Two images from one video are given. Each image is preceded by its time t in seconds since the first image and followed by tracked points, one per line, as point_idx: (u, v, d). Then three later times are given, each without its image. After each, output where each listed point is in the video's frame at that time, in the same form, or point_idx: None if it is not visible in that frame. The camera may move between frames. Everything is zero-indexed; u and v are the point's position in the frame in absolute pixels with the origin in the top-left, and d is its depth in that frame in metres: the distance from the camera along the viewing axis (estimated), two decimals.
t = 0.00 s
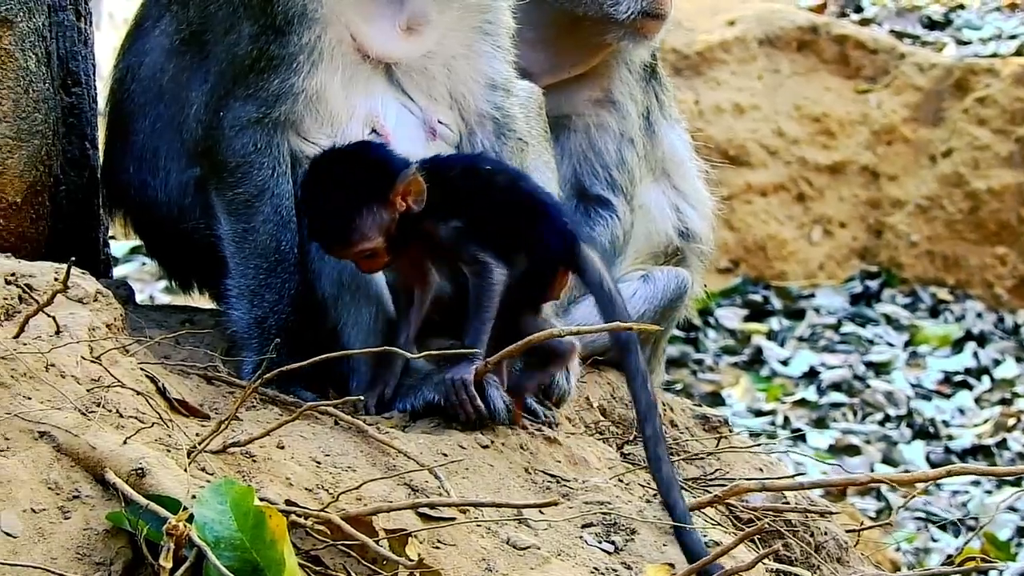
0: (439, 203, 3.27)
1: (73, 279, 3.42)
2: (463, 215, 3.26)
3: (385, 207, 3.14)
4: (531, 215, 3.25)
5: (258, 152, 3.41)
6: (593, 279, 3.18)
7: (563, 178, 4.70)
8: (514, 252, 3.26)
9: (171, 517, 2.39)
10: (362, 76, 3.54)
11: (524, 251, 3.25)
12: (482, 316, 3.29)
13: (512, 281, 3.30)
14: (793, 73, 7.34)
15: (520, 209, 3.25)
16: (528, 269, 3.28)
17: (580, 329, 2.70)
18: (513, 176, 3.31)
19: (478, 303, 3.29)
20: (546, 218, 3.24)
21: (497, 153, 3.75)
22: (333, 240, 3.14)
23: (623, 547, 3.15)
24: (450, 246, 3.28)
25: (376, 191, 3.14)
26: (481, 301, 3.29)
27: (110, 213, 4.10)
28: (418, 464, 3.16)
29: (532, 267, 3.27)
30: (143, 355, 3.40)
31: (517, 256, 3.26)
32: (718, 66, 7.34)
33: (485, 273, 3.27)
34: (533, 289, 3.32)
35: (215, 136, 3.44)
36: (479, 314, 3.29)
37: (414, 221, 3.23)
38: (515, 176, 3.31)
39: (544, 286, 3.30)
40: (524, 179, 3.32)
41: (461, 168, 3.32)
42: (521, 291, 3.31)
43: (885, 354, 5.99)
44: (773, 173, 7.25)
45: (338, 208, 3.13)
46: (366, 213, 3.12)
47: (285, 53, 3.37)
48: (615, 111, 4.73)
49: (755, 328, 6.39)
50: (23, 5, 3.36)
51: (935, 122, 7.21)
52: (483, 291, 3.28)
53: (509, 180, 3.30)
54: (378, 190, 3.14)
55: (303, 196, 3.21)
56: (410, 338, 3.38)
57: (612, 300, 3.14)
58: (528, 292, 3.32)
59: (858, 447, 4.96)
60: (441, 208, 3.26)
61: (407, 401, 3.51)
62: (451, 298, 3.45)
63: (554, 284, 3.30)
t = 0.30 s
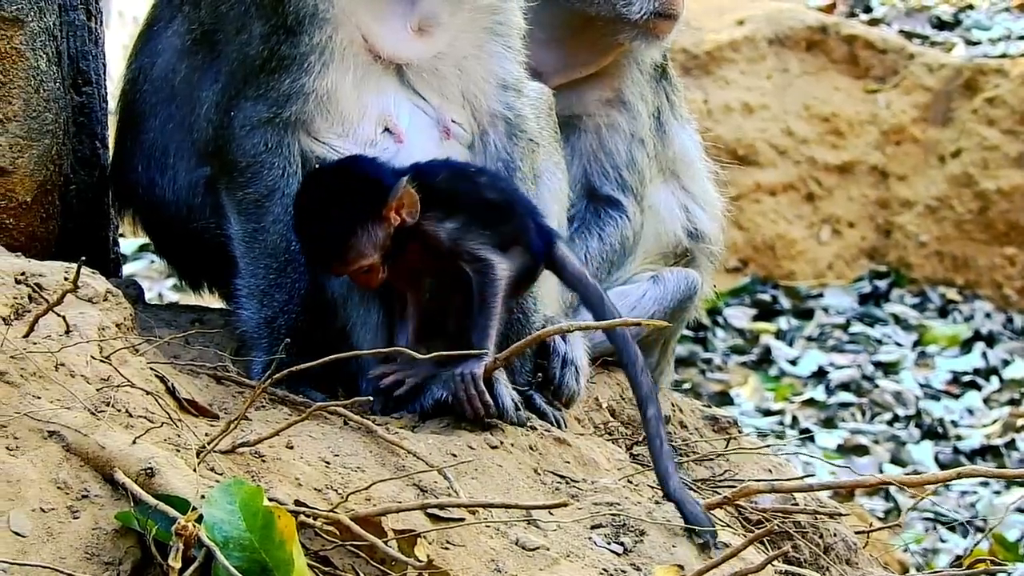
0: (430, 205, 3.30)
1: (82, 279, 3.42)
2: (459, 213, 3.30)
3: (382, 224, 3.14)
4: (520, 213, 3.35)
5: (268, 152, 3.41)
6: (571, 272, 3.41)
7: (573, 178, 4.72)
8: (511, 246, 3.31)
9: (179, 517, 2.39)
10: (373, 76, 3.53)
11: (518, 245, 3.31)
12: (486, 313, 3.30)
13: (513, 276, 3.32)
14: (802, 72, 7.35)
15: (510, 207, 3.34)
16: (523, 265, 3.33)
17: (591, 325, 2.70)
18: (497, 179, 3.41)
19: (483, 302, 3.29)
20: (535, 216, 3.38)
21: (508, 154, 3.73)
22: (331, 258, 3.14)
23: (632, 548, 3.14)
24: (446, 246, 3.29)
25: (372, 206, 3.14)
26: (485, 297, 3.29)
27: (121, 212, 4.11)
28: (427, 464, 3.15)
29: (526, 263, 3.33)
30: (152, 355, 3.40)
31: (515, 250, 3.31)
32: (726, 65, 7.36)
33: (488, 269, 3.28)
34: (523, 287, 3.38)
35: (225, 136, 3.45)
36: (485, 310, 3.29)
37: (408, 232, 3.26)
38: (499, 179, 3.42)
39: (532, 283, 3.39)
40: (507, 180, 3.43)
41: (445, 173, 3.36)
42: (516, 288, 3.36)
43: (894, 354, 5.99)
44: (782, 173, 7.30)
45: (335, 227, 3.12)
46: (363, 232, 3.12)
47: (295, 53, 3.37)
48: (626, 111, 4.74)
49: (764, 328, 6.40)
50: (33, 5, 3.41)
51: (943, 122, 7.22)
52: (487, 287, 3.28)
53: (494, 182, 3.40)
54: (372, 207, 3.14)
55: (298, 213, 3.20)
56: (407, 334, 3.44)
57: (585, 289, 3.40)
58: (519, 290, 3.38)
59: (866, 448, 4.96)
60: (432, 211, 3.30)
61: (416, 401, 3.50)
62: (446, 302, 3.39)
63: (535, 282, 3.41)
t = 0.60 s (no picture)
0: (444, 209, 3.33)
1: (93, 282, 3.42)
2: (474, 217, 3.33)
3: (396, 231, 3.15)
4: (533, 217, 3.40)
5: (279, 155, 3.41)
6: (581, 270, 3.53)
7: (583, 181, 4.73)
8: (523, 249, 3.35)
9: (189, 521, 2.39)
10: (384, 79, 3.52)
11: (530, 249, 3.37)
12: (497, 318, 3.29)
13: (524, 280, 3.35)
14: (814, 76, 7.67)
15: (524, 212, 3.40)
16: (535, 268, 3.38)
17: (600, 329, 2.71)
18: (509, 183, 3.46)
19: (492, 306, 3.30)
20: (548, 219, 3.45)
21: (519, 157, 3.76)
22: (345, 263, 3.14)
23: (642, 552, 3.13)
24: (459, 250, 3.32)
25: (387, 213, 3.15)
26: (496, 302, 3.30)
27: (131, 215, 4.11)
28: (437, 468, 3.15)
29: (539, 264, 3.40)
30: (162, 358, 3.39)
31: (530, 253, 3.37)
32: (739, 69, 7.62)
33: (500, 275, 3.29)
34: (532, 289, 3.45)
35: (235, 139, 3.44)
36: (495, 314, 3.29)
37: (422, 236, 3.28)
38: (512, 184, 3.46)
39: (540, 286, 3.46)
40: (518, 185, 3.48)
41: (458, 177, 3.40)
42: (525, 291, 3.40)
43: (904, 358, 5.98)
44: (794, 177, 7.59)
45: (349, 233, 3.12)
46: (376, 240, 3.13)
47: (306, 56, 3.37)
48: (636, 115, 4.74)
49: (774, 332, 6.38)
50: (44, 8, 3.43)
51: (955, 126, 7.57)
52: (499, 291, 3.29)
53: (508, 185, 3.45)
54: (386, 215, 3.14)
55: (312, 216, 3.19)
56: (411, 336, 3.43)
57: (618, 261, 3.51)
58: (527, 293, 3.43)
59: (877, 452, 4.94)
60: (445, 215, 3.32)
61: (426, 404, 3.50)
62: (455, 305, 3.40)
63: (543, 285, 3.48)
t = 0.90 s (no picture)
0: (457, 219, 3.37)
1: (103, 285, 3.43)
2: (488, 221, 3.38)
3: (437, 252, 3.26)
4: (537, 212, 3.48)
5: (289, 158, 3.41)
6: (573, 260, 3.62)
7: (593, 186, 4.73)
8: (529, 243, 3.42)
9: (198, 522, 2.39)
10: (395, 84, 3.55)
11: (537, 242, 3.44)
12: (506, 322, 3.42)
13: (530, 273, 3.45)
14: (825, 81, 7.61)
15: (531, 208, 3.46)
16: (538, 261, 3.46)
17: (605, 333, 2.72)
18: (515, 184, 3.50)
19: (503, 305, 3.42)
20: (545, 207, 3.50)
21: (529, 161, 3.77)
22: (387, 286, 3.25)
23: (651, 556, 3.13)
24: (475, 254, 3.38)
25: (430, 234, 3.26)
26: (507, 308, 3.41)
27: (140, 218, 4.10)
28: (446, 471, 3.15)
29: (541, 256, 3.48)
30: (172, 360, 3.40)
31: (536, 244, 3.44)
32: (750, 74, 7.62)
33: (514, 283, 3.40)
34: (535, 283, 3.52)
35: (246, 142, 3.43)
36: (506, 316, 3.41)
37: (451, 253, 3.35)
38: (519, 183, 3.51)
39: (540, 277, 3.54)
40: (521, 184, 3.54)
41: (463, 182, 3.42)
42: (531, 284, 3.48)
43: (914, 363, 5.98)
44: (805, 182, 7.62)
45: (394, 256, 3.23)
46: (419, 263, 3.24)
47: (317, 60, 3.37)
48: (645, 121, 4.75)
49: (784, 337, 6.38)
50: (54, 10, 3.44)
51: (965, 132, 7.57)
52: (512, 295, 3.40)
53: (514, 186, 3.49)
54: (428, 238, 3.25)
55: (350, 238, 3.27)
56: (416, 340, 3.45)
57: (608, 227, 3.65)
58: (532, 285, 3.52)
59: (886, 457, 4.94)
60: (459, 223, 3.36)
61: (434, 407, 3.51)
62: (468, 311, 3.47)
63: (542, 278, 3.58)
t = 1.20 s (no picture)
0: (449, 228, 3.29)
1: (115, 286, 3.43)
2: (484, 222, 3.35)
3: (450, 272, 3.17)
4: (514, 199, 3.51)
5: (303, 160, 3.41)
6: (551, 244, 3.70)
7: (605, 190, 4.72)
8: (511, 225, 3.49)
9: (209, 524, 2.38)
10: (408, 87, 3.54)
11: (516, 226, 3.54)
12: (511, 324, 3.42)
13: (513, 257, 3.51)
14: (838, 85, 7.69)
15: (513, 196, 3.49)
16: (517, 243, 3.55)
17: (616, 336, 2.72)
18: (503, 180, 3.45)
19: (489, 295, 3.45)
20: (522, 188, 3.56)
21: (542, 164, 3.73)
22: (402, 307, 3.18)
23: (662, 560, 3.12)
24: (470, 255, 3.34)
25: (444, 255, 3.15)
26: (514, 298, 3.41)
27: (153, 218, 4.09)
28: (458, 474, 3.15)
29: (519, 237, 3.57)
30: (184, 362, 3.40)
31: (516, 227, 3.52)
32: (763, 77, 7.63)
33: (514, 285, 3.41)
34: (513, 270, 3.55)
35: (260, 143, 3.44)
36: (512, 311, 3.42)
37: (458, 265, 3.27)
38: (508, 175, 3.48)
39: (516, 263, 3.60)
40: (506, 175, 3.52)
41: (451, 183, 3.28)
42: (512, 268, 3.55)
43: (927, 368, 5.97)
44: (818, 186, 7.58)
45: (406, 280, 3.14)
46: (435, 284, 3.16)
47: (331, 62, 3.37)
48: (658, 126, 4.73)
49: (797, 341, 6.38)
50: (68, 11, 3.46)
51: (979, 137, 7.65)
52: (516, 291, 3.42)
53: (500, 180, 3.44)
54: (440, 259, 3.14)
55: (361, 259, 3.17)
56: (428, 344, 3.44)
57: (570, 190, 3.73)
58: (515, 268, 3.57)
59: (898, 461, 4.93)
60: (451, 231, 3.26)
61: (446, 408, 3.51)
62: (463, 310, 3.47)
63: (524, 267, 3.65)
